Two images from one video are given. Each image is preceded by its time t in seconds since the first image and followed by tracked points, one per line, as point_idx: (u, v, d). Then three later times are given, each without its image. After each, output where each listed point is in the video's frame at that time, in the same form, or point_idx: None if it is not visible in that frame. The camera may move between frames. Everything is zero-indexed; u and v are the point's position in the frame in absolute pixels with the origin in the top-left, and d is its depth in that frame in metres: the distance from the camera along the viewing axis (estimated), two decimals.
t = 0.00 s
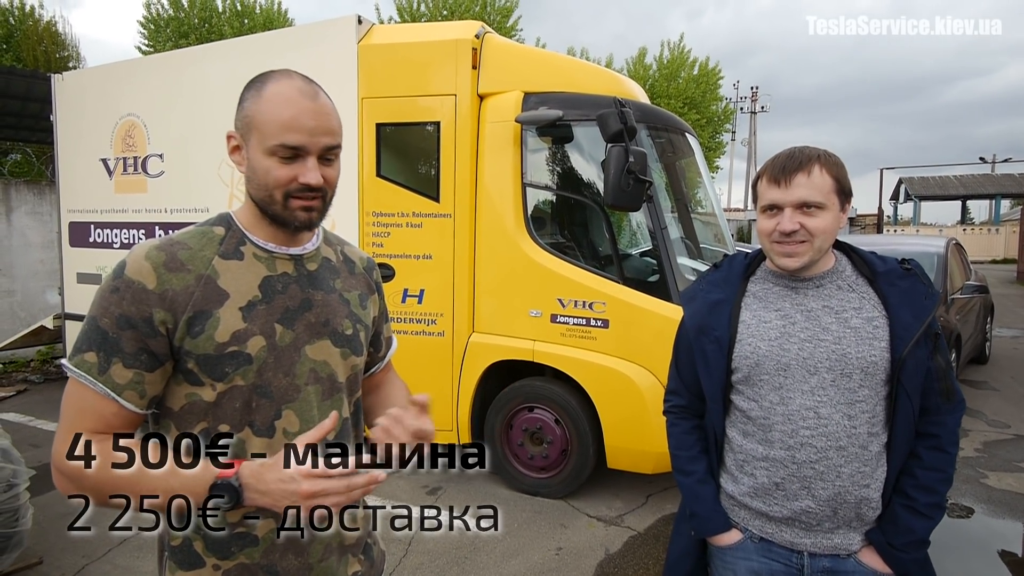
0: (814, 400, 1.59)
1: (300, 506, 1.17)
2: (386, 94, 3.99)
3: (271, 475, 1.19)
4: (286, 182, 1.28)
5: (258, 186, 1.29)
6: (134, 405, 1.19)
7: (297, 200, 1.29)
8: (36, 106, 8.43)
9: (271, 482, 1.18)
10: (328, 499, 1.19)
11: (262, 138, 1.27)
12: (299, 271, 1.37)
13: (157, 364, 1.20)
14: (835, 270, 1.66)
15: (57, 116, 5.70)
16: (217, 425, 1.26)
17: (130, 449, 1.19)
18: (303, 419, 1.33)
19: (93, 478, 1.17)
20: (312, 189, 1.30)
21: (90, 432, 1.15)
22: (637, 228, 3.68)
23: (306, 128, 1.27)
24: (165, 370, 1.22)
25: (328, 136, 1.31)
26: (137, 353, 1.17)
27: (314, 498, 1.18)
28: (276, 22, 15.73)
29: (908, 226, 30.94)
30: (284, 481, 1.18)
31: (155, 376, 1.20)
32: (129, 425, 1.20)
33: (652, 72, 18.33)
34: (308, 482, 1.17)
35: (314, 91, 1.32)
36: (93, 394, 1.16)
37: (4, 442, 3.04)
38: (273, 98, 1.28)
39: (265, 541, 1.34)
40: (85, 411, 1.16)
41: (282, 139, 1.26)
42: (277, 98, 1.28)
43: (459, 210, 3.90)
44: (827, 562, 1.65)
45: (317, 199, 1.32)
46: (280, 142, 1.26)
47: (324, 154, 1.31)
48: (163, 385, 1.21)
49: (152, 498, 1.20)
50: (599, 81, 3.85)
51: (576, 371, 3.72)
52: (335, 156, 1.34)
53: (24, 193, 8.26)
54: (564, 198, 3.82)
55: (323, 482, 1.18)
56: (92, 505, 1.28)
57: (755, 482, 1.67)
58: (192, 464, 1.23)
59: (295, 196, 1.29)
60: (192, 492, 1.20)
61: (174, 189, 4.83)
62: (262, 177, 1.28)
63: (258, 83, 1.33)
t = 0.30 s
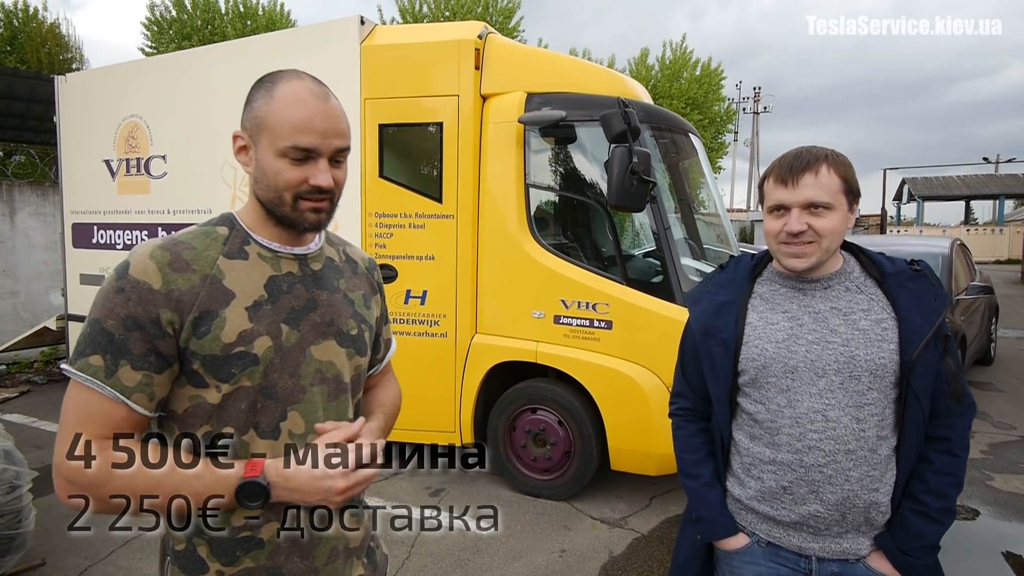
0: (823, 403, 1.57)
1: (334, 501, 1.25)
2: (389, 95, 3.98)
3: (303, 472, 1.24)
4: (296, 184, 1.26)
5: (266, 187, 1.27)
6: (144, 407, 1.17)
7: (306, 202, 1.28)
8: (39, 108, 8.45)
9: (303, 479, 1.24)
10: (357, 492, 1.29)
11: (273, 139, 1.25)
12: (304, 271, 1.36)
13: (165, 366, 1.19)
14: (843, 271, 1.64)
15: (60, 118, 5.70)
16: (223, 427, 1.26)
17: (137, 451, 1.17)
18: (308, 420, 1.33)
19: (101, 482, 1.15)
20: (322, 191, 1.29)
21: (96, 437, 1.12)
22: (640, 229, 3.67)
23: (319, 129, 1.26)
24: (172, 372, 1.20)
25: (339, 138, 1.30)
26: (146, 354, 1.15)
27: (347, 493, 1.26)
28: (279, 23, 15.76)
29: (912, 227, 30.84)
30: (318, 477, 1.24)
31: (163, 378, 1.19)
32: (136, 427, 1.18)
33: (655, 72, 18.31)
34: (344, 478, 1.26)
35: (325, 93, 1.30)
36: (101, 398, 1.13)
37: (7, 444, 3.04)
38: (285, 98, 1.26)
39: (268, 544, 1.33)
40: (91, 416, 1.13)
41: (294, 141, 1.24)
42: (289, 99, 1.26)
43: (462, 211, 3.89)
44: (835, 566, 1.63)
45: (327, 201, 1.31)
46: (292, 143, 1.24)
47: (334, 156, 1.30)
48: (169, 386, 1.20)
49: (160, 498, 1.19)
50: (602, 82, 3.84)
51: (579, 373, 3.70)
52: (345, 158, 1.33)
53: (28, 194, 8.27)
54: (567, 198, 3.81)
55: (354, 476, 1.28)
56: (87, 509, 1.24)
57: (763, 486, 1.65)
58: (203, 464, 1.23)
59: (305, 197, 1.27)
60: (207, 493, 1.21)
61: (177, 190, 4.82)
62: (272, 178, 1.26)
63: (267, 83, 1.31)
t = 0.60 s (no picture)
0: (831, 406, 1.55)
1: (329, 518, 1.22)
2: (391, 95, 3.96)
3: (299, 484, 1.22)
4: (317, 187, 1.24)
5: (287, 188, 1.25)
6: (144, 409, 1.15)
7: (327, 205, 1.26)
8: (41, 108, 8.45)
9: (302, 493, 1.22)
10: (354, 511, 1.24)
11: (297, 140, 1.23)
12: (315, 276, 1.34)
13: (168, 367, 1.17)
14: (852, 273, 1.62)
15: (61, 118, 5.70)
16: (226, 433, 1.24)
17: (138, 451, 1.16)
18: (311, 432, 1.30)
19: (97, 483, 1.13)
20: (344, 194, 1.27)
21: (95, 437, 1.11)
22: (643, 229, 3.65)
23: (343, 131, 1.23)
24: (175, 373, 1.18)
25: (364, 141, 1.27)
26: (149, 354, 1.14)
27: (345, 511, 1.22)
28: (281, 23, 15.77)
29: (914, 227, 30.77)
30: (316, 492, 1.21)
31: (165, 379, 1.17)
32: (138, 427, 1.17)
33: (657, 73, 18.28)
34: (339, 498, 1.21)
35: (351, 93, 1.28)
36: (101, 396, 1.11)
37: (8, 444, 3.03)
38: (312, 96, 1.23)
39: (261, 558, 1.31)
40: (90, 414, 1.11)
41: (318, 142, 1.22)
42: (315, 97, 1.23)
43: (464, 212, 3.88)
44: (844, 572, 1.60)
45: (347, 204, 1.29)
46: (316, 145, 1.22)
47: (358, 159, 1.27)
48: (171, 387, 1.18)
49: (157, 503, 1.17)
50: (606, 81, 3.82)
51: (582, 374, 3.69)
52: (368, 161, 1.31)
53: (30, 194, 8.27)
54: (570, 198, 3.79)
55: (352, 496, 1.23)
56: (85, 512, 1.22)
57: (771, 490, 1.63)
58: (202, 472, 1.21)
59: (326, 200, 1.25)
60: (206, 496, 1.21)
61: (179, 190, 4.82)
62: (293, 179, 1.24)
63: (292, 79, 1.28)
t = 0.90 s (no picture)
0: (833, 410, 1.53)
1: (362, 532, 1.14)
2: (389, 96, 3.95)
3: (327, 498, 1.13)
4: (322, 172, 1.22)
5: (290, 175, 1.22)
6: (142, 432, 1.08)
7: (332, 192, 1.24)
8: (39, 108, 8.44)
9: (329, 509, 1.13)
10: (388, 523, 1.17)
11: (298, 121, 1.20)
12: (319, 272, 1.33)
13: (169, 384, 1.10)
14: (853, 275, 1.61)
15: (59, 118, 5.68)
16: (236, 450, 1.18)
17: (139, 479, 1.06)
18: (329, 437, 1.28)
19: (95, 522, 1.03)
20: (349, 178, 1.25)
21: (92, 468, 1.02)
22: (642, 230, 3.64)
23: (347, 110, 1.22)
24: (177, 390, 1.12)
25: (366, 121, 1.26)
26: (150, 371, 1.07)
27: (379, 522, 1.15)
28: (279, 23, 15.77)
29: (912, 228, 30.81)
30: (346, 507, 1.12)
31: (166, 398, 1.10)
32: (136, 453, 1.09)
33: (655, 73, 18.29)
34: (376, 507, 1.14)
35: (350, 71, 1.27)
36: (95, 421, 1.03)
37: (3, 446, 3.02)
38: (314, 74, 1.21)
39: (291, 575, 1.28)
40: (80, 443, 1.01)
41: (322, 122, 1.20)
42: (317, 75, 1.21)
43: (462, 212, 3.86)
44: None
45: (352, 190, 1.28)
46: (320, 125, 1.20)
47: (359, 141, 1.26)
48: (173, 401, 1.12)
49: (175, 537, 1.08)
50: (604, 82, 3.81)
51: (581, 375, 3.67)
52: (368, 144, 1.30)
53: (27, 194, 8.25)
54: (568, 199, 3.77)
55: (388, 504, 1.17)
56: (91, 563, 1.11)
57: (772, 494, 1.61)
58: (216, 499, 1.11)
59: (331, 185, 1.23)
60: (214, 528, 1.10)
61: (177, 191, 4.80)
62: (296, 164, 1.21)
63: (286, 59, 1.26)
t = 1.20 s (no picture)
0: (826, 413, 1.54)
1: (404, 540, 1.11)
2: (384, 99, 3.95)
3: (365, 509, 1.10)
4: (301, 188, 1.14)
5: (269, 194, 1.15)
6: (164, 475, 1.01)
7: (315, 208, 1.17)
8: (32, 112, 8.42)
9: (368, 519, 1.09)
10: (428, 528, 1.15)
11: (268, 136, 1.12)
12: (315, 288, 1.27)
13: (179, 422, 1.04)
14: (845, 279, 1.62)
15: (52, 122, 5.65)
16: (243, 485, 1.12)
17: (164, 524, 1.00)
18: (331, 461, 1.23)
19: None
20: (333, 191, 1.17)
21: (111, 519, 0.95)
22: (637, 233, 3.65)
23: (321, 118, 1.14)
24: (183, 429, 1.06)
25: (344, 125, 1.18)
26: (161, 411, 1.01)
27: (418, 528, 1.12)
28: (274, 26, 15.78)
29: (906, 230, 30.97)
30: (386, 514, 1.10)
31: (177, 437, 1.03)
32: (154, 500, 1.02)
33: (650, 76, 18.35)
34: (414, 513, 1.12)
35: (321, 70, 1.18)
36: (113, 472, 0.96)
37: None
38: (279, 80, 1.13)
39: None
40: (95, 498, 0.95)
41: (294, 134, 1.12)
42: (283, 80, 1.13)
43: (457, 216, 3.86)
44: None
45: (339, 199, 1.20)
46: (292, 138, 1.12)
47: (339, 147, 1.18)
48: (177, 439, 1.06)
49: None
50: (599, 85, 3.82)
51: (577, 379, 3.68)
52: (350, 147, 1.22)
53: (20, 198, 8.22)
54: (563, 202, 3.78)
55: (425, 509, 1.14)
56: None
57: (765, 498, 1.62)
58: (250, 531, 1.05)
59: (313, 201, 1.16)
60: (264, 559, 1.04)
61: (171, 195, 4.78)
62: (274, 183, 1.14)
63: (248, 64, 1.18)
